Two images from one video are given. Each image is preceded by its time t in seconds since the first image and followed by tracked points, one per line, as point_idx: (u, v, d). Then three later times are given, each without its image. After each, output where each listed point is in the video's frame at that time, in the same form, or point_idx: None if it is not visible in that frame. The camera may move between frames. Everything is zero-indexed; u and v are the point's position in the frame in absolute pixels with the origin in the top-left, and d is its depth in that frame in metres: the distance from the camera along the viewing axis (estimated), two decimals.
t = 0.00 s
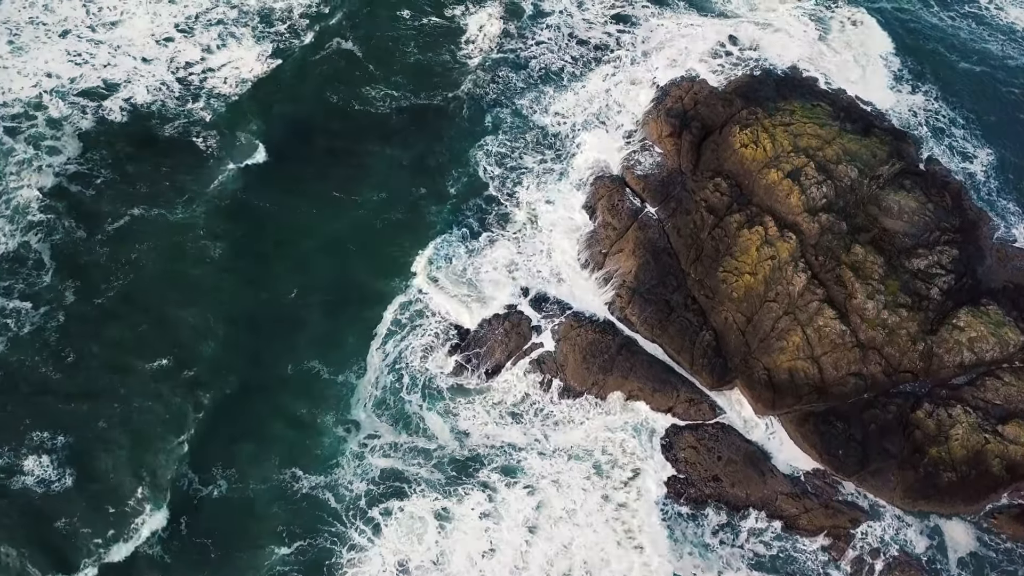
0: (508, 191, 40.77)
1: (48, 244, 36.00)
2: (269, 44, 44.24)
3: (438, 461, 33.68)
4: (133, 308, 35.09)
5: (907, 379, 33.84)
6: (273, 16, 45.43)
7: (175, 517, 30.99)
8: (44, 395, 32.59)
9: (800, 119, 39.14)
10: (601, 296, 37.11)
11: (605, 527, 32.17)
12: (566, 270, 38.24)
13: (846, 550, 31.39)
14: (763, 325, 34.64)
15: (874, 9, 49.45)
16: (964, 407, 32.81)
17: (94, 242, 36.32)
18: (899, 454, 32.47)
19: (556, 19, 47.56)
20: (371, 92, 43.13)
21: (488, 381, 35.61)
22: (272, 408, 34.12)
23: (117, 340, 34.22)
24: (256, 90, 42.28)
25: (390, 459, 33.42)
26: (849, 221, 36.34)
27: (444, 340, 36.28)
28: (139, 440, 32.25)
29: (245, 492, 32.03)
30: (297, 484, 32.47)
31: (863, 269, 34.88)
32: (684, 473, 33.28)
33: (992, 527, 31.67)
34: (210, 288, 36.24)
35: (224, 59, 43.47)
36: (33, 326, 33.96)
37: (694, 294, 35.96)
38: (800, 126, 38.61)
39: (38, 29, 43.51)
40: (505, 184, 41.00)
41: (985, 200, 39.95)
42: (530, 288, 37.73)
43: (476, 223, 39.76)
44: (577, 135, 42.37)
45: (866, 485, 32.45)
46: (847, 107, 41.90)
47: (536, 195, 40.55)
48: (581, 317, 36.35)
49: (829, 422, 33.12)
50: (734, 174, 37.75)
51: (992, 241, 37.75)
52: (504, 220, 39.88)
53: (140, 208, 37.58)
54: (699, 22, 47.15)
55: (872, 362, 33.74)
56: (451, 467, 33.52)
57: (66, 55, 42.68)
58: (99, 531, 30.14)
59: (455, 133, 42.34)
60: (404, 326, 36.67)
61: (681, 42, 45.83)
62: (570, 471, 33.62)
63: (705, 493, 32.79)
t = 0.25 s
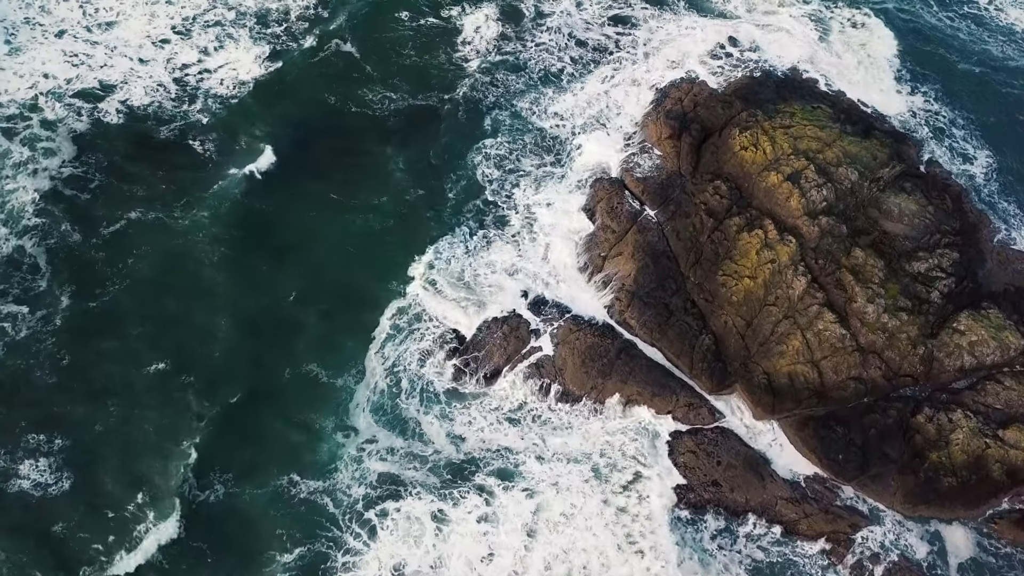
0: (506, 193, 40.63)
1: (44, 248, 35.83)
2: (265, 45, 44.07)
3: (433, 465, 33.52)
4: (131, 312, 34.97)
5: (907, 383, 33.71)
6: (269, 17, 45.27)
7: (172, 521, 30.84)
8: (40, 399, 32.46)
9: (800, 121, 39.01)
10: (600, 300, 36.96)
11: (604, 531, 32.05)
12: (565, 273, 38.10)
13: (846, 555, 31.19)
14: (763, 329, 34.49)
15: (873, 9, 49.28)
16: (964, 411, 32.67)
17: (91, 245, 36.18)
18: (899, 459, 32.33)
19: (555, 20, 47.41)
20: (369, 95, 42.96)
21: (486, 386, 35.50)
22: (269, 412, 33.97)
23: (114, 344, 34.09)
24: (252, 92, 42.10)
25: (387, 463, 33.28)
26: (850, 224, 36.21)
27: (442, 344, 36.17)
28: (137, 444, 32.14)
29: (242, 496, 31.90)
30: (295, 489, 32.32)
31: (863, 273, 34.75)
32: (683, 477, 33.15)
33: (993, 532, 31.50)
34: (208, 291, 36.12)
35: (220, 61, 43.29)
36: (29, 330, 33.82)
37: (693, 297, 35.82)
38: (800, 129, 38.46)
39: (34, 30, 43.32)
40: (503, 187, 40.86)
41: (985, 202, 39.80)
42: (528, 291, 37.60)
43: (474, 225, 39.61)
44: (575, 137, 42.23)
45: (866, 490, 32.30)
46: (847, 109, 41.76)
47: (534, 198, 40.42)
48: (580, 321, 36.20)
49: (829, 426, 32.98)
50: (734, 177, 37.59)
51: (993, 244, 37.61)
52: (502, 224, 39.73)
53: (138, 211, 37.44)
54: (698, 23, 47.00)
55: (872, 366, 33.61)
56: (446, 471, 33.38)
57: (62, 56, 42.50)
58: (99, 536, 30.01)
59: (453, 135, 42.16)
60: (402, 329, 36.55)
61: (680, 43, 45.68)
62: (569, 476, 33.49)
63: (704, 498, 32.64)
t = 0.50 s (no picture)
0: (504, 195, 40.50)
1: (39, 252, 35.65)
2: (263, 47, 43.90)
3: (429, 468, 33.40)
4: (128, 314, 34.83)
5: (907, 387, 33.57)
6: (266, 18, 45.09)
7: (172, 525, 30.69)
8: (36, 402, 32.33)
9: (800, 123, 38.86)
10: (599, 303, 36.81)
11: (603, 534, 32.00)
12: (564, 276, 37.97)
13: (846, 560, 31.08)
14: (763, 332, 34.36)
15: (873, 9, 49.10)
16: (965, 415, 32.54)
17: (87, 248, 36.02)
18: (899, 463, 32.21)
19: (554, 20, 47.25)
20: (366, 97, 42.78)
21: (485, 389, 35.38)
22: (267, 416, 33.82)
23: (111, 348, 33.94)
24: (248, 93, 41.94)
25: (385, 467, 33.16)
26: (850, 227, 36.07)
27: (441, 347, 36.05)
28: (134, 448, 32.01)
29: (240, 500, 31.76)
30: (292, 494, 32.17)
31: (864, 276, 34.61)
32: (682, 482, 33.01)
33: (993, 536, 31.38)
34: (206, 294, 35.98)
35: (217, 62, 43.12)
36: (26, 334, 33.68)
37: (693, 300, 35.68)
38: (801, 131, 38.31)
39: (30, 30, 43.15)
40: (502, 189, 40.72)
41: (986, 204, 39.65)
42: (527, 294, 37.47)
43: (472, 227, 39.47)
44: (574, 138, 42.09)
45: (866, 494, 32.17)
46: (847, 111, 41.62)
47: (532, 200, 40.28)
48: (580, 324, 36.03)
49: (829, 430, 32.84)
50: (734, 179, 37.43)
51: (993, 247, 37.47)
52: (501, 226, 39.59)
53: (135, 214, 37.27)
54: (697, 24, 46.84)
55: (872, 370, 33.47)
56: (443, 475, 33.27)
57: (59, 57, 42.31)
58: (99, 540, 29.88)
59: (451, 137, 42.01)
60: (399, 333, 36.41)
61: (679, 44, 45.52)
62: (568, 480, 33.38)
63: (704, 502, 32.50)
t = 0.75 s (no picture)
0: (503, 198, 40.38)
1: (34, 258, 35.47)
2: (260, 48, 43.73)
3: (425, 472, 33.30)
4: (125, 318, 34.71)
5: (907, 391, 33.45)
6: (263, 19, 44.91)
7: (171, 529, 30.56)
8: (33, 406, 32.22)
9: (800, 125, 38.70)
10: (598, 306, 36.66)
11: (601, 538, 31.96)
12: (563, 279, 37.86)
13: (845, 565, 31.03)
14: (762, 336, 34.22)
15: (872, 10, 48.92)
16: (966, 420, 32.41)
17: (83, 252, 35.85)
18: (899, 468, 32.09)
19: (552, 21, 47.08)
20: (364, 99, 42.60)
21: (483, 393, 35.27)
22: (265, 420, 33.68)
23: (108, 352, 33.81)
24: (245, 95, 41.80)
25: (383, 471, 33.05)
26: (850, 230, 35.93)
27: (439, 351, 35.95)
28: (132, 453, 31.89)
29: (238, 504, 31.64)
30: (290, 499, 32.05)
31: (864, 279, 34.46)
32: (682, 486, 32.89)
33: (993, 541, 31.32)
34: (204, 297, 35.86)
35: (214, 63, 42.95)
36: (23, 338, 33.56)
37: (692, 304, 35.54)
38: (801, 133, 38.16)
39: (26, 31, 42.99)
40: (501, 191, 40.60)
41: (986, 206, 39.52)
42: (525, 297, 37.36)
43: (471, 229, 39.35)
44: (573, 141, 41.95)
45: (866, 499, 32.06)
46: (847, 112, 41.46)
47: (530, 203, 40.15)
48: (579, 328, 35.85)
49: (829, 435, 32.70)
50: (733, 182, 37.26)
51: (994, 250, 37.32)
52: (500, 228, 39.47)
53: (130, 217, 37.07)
54: (696, 24, 46.67)
55: (873, 374, 33.34)
56: (438, 478, 33.18)
57: (54, 58, 42.12)
58: (97, 545, 29.80)
59: (449, 139, 41.87)
60: (397, 337, 36.28)
61: (678, 45, 45.38)
62: (566, 483, 33.28)
63: (704, 507, 32.38)
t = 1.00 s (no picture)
0: (501, 200, 40.25)
1: (30, 261, 35.26)
2: (257, 49, 43.56)
3: (422, 476, 33.24)
4: (122, 321, 34.54)
5: (907, 395, 33.33)
6: (261, 20, 44.74)
7: (170, 532, 30.41)
8: (29, 410, 32.02)
9: (800, 127, 38.54)
10: (598, 309, 36.50)
11: (600, 541, 31.90)
12: (562, 281, 37.75)
13: (845, 570, 30.98)
14: (762, 339, 34.09)
15: (871, 11, 48.75)
16: (966, 424, 32.30)
17: (79, 255, 35.66)
18: (900, 472, 31.98)
19: (551, 22, 46.89)
20: (362, 100, 42.44)
21: (482, 396, 35.18)
22: (263, 423, 33.53)
23: (105, 355, 33.65)
24: (242, 96, 41.63)
25: (382, 476, 32.94)
26: (850, 233, 35.78)
27: (438, 355, 35.86)
28: (129, 457, 31.74)
29: (237, 509, 31.53)
30: (288, 504, 31.93)
31: (864, 282, 34.32)
32: (682, 490, 32.80)
33: (994, 546, 31.23)
34: (201, 301, 35.72)
35: (212, 64, 42.76)
36: (19, 341, 33.36)
37: (692, 307, 35.41)
38: (801, 135, 38.00)
39: (22, 31, 42.75)
40: (500, 193, 40.47)
41: (986, 208, 39.42)
42: (525, 300, 37.25)
43: (470, 231, 39.22)
44: (572, 142, 41.80)
45: (866, 504, 31.97)
46: (847, 114, 41.32)
47: (529, 205, 40.01)
48: (578, 331, 35.74)
49: (829, 439, 32.59)
50: (733, 185, 37.10)
51: (995, 252, 37.20)
52: (499, 231, 39.35)
53: (126, 221, 36.89)
54: (695, 25, 46.49)
55: (873, 378, 33.21)
56: (435, 482, 33.12)
57: (51, 59, 41.90)
58: (95, 548, 29.66)
59: (448, 141, 41.76)
60: (395, 341, 36.15)
61: (676, 47, 45.23)
62: (565, 487, 33.17)
63: (704, 511, 32.31)
